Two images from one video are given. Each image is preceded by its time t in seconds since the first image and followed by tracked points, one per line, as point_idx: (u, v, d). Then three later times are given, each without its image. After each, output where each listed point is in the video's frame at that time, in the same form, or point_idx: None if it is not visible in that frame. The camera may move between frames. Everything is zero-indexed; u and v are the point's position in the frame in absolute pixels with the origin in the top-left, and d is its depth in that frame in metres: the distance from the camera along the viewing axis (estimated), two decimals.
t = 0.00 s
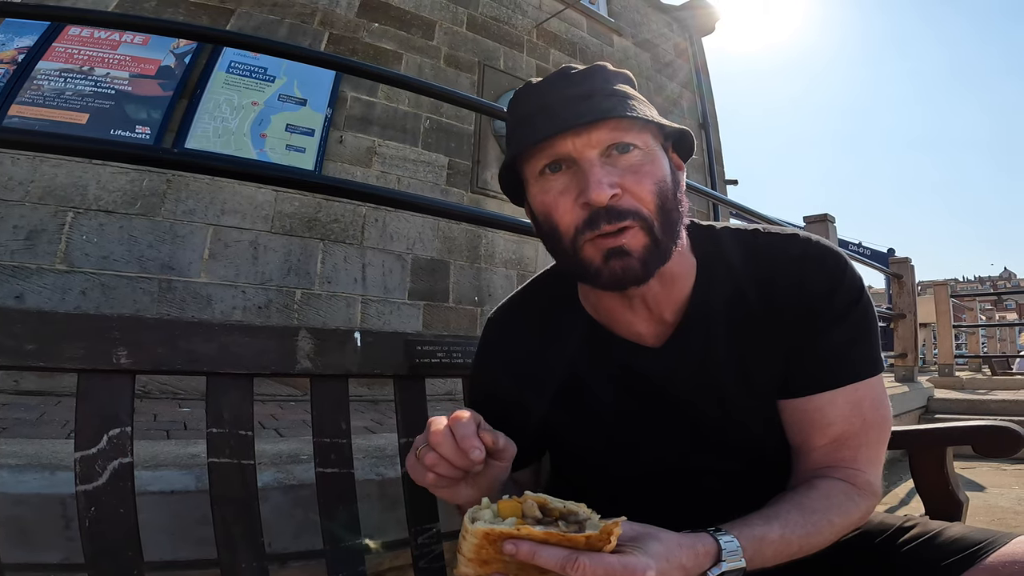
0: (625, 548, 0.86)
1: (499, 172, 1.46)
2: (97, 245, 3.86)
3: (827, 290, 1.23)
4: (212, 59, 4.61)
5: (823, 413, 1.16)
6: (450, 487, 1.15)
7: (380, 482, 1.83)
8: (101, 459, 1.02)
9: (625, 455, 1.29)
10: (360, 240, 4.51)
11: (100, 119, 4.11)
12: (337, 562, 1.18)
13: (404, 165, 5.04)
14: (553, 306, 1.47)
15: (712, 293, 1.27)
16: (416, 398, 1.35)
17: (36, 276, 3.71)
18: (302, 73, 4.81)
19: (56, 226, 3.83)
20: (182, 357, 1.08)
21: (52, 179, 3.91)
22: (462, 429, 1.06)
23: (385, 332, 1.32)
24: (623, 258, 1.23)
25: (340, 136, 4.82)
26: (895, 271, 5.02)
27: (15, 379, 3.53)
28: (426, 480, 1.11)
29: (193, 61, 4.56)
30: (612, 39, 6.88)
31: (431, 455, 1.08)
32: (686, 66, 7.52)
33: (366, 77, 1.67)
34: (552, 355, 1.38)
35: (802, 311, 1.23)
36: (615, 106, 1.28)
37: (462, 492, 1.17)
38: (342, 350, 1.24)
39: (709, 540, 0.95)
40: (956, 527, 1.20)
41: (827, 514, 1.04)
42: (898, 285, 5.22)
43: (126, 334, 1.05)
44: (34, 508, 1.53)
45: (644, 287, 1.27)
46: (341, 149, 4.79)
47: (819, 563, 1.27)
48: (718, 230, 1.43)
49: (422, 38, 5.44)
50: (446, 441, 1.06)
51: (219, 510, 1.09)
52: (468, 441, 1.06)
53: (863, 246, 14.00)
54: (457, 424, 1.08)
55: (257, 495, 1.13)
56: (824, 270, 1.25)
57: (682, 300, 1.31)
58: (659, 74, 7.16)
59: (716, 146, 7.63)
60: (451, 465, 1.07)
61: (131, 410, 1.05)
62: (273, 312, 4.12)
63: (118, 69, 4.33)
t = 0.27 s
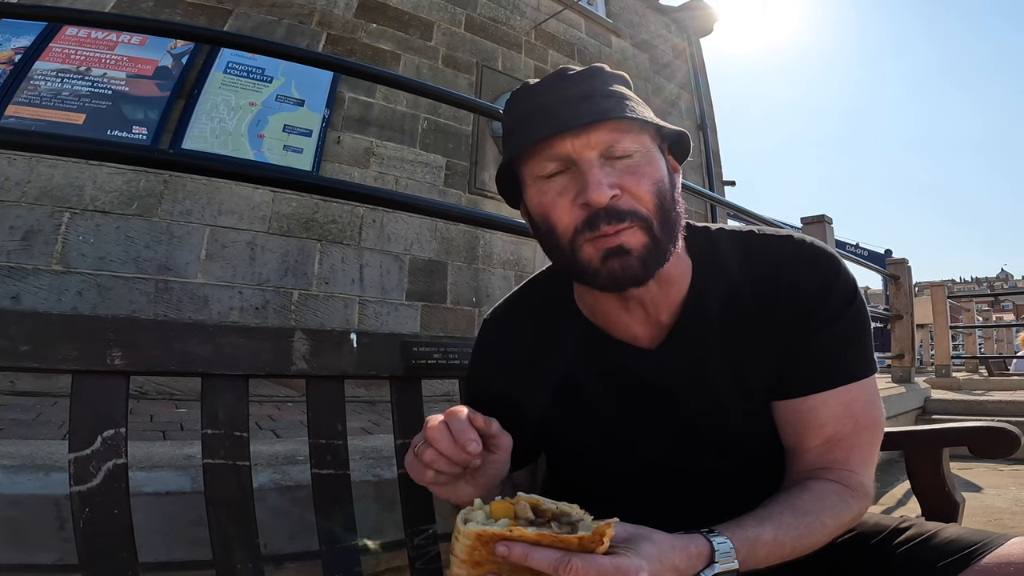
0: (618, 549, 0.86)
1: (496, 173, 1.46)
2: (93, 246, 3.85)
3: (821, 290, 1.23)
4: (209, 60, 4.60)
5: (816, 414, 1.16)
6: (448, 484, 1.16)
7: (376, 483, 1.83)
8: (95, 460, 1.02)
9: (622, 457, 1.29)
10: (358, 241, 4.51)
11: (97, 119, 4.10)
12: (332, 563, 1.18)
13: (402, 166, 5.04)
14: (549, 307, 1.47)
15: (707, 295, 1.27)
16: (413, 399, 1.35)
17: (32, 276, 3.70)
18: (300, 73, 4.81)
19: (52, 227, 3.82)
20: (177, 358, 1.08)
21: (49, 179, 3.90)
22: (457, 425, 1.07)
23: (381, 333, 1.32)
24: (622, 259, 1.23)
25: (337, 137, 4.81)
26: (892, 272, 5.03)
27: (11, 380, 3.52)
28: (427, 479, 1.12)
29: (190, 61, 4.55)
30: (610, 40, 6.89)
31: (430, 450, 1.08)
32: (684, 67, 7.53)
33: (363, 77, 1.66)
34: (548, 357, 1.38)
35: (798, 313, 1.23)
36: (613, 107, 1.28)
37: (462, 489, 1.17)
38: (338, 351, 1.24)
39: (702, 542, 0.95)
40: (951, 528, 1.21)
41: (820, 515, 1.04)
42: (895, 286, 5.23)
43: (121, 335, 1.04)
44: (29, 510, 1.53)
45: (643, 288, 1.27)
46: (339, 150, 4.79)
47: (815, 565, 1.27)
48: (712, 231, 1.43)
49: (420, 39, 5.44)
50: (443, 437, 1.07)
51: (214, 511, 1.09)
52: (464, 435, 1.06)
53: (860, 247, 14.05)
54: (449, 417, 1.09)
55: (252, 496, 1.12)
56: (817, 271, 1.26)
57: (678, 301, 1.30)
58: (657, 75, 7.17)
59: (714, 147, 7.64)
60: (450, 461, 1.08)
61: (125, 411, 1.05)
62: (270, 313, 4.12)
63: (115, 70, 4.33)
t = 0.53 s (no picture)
0: (620, 556, 0.87)
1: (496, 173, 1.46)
2: (91, 246, 3.84)
3: (820, 292, 1.24)
4: (207, 60, 4.60)
5: (815, 416, 1.16)
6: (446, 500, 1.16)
7: (375, 484, 1.83)
8: (94, 461, 1.02)
9: (622, 460, 1.29)
10: (356, 242, 4.51)
11: (95, 119, 4.10)
12: (332, 564, 1.18)
13: (400, 166, 5.04)
14: (550, 308, 1.47)
15: (707, 297, 1.27)
16: (412, 400, 1.35)
17: (30, 277, 3.70)
18: (298, 74, 4.81)
19: (50, 227, 3.81)
20: (176, 359, 1.08)
21: (47, 180, 3.90)
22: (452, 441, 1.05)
23: (381, 334, 1.32)
24: (623, 256, 1.24)
25: (336, 138, 4.81)
26: (889, 273, 5.05)
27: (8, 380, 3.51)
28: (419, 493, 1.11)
29: (188, 62, 4.55)
30: (608, 41, 6.90)
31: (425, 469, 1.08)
32: (682, 68, 7.54)
33: (362, 78, 1.66)
34: (548, 358, 1.38)
35: (798, 314, 1.23)
36: (615, 106, 1.29)
37: (458, 506, 1.17)
38: (337, 352, 1.24)
39: (704, 545, 0.96)
40: (948, 528, 1.21)
41: (819, 517, 1.05)
42: (892, 287, 5.24)
43: (120, 336, 1.04)
44: (28, 510, 1.53)
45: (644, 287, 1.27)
46: (337, 150, 4.79)
47: (813, 565, 1.28)
48: (711, 233, 1.44)
49: (419, 40, 5.45)
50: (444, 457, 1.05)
51: (213, 511, 1.09)
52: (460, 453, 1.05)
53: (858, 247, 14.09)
54: (446, 433, 1.09)
55: (252, 496, 1.12)
56: (816, 273, 1.26)
57: (678, 301, 1.31)
58: (655, 76, 7.18)
59: (712, 148, 7.66)
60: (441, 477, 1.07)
61: (124, 411, 1.05)
62: (269, 313, 4.12)
63: (114, 70, 4.32)
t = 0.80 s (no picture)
0: (616, 551, 0.87)
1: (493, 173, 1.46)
2: (89, 247, 3.84)
3: (815, 294, 1.25)
4: (206, 61, 4.60)
5: (809, 417, 1.16)
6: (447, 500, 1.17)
7: (373, 485, 1.83)
8: (93, 462, 1.02)
9: (618, 460, 1.30)
10: (354, 243, 4.51)
11: (93, 120, 4.10)
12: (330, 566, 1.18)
13: (399, 167, 5.04)
14: (547, 309, 1.47)
15: (702, 298, 1.28)
16: (410, 402, 1.36)
17: (28, 278, 3.69)
18: (297, 75, 4.81)
19: (48, 228, 3.81)
20: (174, 361, 1.08)
21: (44, 180, 3.89)
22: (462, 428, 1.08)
23: (379, 336, 1.32)
24: (619, 256, 1.24)
25: (334, 139, 4.82)
26: (886, 274, 5.07)
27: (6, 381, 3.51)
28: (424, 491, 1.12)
29: (186, 62, 4.55)
30: (607, 42, 6.91)
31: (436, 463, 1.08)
32: (681, 69, 7.56)
33: (360, 80, 1.67)
34: (545, 358, 1.38)
35: (792, 315, 1.24)
36: (612, 107, 1.29)
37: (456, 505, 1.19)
38: (335, 354, 1.25)
39: (700, 544, 0.96)
40: (942, 529, 1.22)
41: (814, 517, 1.06)
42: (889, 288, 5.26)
43: (118, 337, 1.05)
44: (26, 511, 1.53)
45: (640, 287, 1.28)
46: (336, 151, 4.79)
47: (810, 565, 1.28)
48: (707, 235, 1.44)
49: (417, 41, 5.45)
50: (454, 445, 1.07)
51: (212, 513, 1.09)
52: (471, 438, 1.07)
53: (856, 248, 14.12)
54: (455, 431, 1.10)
55: (250, 497, 1.13)
56: (811, 275, 1.27)
57: (674, 302, 1.31)
58: (654, 77, 7.20)
59: (710, 149, 7.67)
60: (452, 474, 1.08)
61: (123, 413, 1.05)
62: (267, 315, 4.12)
63: (112, 71, 4.32)
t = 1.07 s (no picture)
0: (616, 555, 0.87)
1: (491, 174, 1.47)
2: (86, 247, 3.83)
3: (811, 295, 1.25)
4: (204, 61, 4.60)
5: (805, 417, 1.17)
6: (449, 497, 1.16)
7: (371, 486, 1.83)
8: (89, 462, 1.02)
9: (616, 461, 1.30)
10: (352, 244, 4.50)
11: (90, 120, 4.09)
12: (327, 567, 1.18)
13: (397, 168, 5.04)
14: (544, 309, 1.47)
15: (699, 299, 1.28)
16: (407, 403, 1.36)
17: (25, 278, 3.68)
18: (295, 75, 4.81)
19: (45, 228, 3.80)
20: (170, 361, 1.08)
21: (41, 180, 3.88)
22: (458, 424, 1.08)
23: (376, 336, 1.32)
24: (616, 257, 1.24)
25: (332, 139, 4.81)
26: (884, 274, 5.08)
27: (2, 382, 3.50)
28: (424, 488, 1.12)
29: (184, 63, 4.54)
30: (605, 42, 6.92)
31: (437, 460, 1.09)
32: (679, 70, 7.57)
33: (358, 80, 1.67)
34: (543, 359, 1.38)
35: (789, 316, 1.24)
36: (610, 109, 1.29)
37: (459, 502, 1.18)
38: (332, 354, 1.24)
39: (699, 545, 0.96)
40: (939, 529, 1.22)
41: (812, 517, 1.06)
42: (887, 288, 5.27)
43: (114, 338, 1.04)
44: (22, 512, 1.52)
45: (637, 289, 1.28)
46: (334, 152, 4.79)
47: (808, 565, 1.28)
48: (704, 236, 1.44)
49: (415, 41, 5.45)
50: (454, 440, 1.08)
51: (209, 513, 1.09)
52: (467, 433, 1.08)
53: (853, 249, 14.16)
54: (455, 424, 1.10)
55: (247, 498, 1.13)
56: (807, 276, 1.27)
57: (672, 303, 1.31)
58: (652, 78, 7.20)
59: (708, 150, 7.68)
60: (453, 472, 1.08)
61: (119, 413, 1.05)
62: (264, 315, 4.11)
63: (109, 71, 4.31)
